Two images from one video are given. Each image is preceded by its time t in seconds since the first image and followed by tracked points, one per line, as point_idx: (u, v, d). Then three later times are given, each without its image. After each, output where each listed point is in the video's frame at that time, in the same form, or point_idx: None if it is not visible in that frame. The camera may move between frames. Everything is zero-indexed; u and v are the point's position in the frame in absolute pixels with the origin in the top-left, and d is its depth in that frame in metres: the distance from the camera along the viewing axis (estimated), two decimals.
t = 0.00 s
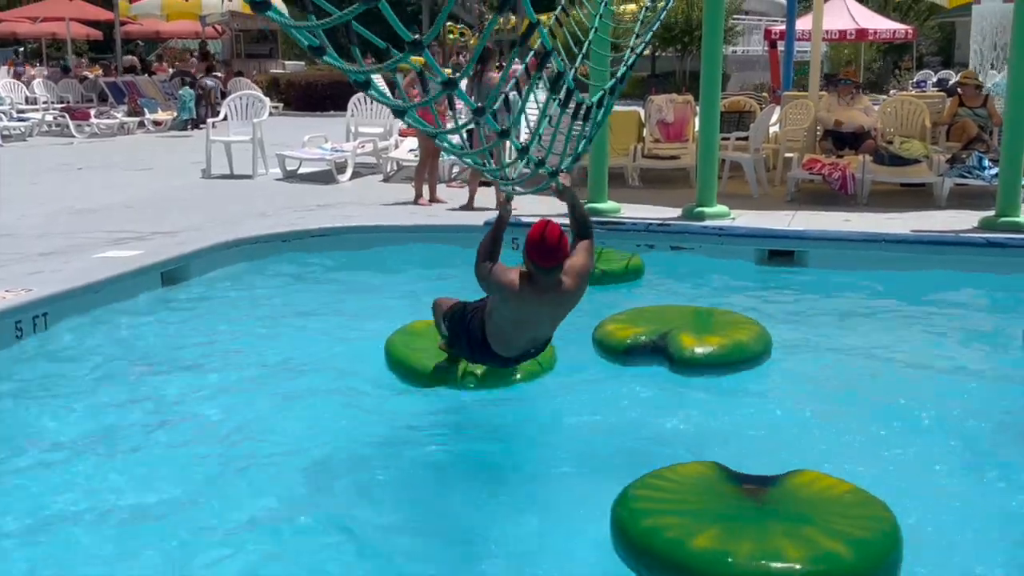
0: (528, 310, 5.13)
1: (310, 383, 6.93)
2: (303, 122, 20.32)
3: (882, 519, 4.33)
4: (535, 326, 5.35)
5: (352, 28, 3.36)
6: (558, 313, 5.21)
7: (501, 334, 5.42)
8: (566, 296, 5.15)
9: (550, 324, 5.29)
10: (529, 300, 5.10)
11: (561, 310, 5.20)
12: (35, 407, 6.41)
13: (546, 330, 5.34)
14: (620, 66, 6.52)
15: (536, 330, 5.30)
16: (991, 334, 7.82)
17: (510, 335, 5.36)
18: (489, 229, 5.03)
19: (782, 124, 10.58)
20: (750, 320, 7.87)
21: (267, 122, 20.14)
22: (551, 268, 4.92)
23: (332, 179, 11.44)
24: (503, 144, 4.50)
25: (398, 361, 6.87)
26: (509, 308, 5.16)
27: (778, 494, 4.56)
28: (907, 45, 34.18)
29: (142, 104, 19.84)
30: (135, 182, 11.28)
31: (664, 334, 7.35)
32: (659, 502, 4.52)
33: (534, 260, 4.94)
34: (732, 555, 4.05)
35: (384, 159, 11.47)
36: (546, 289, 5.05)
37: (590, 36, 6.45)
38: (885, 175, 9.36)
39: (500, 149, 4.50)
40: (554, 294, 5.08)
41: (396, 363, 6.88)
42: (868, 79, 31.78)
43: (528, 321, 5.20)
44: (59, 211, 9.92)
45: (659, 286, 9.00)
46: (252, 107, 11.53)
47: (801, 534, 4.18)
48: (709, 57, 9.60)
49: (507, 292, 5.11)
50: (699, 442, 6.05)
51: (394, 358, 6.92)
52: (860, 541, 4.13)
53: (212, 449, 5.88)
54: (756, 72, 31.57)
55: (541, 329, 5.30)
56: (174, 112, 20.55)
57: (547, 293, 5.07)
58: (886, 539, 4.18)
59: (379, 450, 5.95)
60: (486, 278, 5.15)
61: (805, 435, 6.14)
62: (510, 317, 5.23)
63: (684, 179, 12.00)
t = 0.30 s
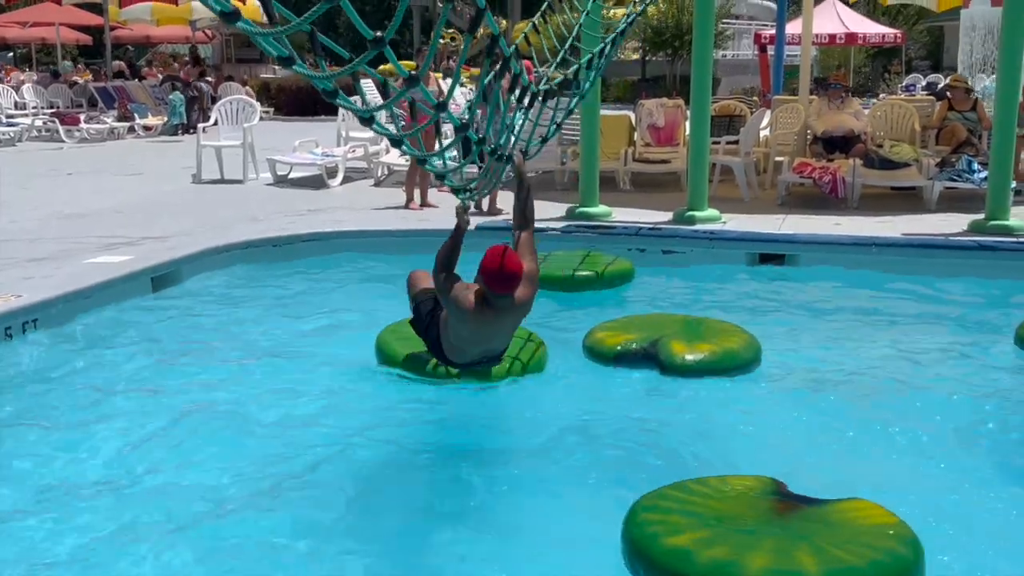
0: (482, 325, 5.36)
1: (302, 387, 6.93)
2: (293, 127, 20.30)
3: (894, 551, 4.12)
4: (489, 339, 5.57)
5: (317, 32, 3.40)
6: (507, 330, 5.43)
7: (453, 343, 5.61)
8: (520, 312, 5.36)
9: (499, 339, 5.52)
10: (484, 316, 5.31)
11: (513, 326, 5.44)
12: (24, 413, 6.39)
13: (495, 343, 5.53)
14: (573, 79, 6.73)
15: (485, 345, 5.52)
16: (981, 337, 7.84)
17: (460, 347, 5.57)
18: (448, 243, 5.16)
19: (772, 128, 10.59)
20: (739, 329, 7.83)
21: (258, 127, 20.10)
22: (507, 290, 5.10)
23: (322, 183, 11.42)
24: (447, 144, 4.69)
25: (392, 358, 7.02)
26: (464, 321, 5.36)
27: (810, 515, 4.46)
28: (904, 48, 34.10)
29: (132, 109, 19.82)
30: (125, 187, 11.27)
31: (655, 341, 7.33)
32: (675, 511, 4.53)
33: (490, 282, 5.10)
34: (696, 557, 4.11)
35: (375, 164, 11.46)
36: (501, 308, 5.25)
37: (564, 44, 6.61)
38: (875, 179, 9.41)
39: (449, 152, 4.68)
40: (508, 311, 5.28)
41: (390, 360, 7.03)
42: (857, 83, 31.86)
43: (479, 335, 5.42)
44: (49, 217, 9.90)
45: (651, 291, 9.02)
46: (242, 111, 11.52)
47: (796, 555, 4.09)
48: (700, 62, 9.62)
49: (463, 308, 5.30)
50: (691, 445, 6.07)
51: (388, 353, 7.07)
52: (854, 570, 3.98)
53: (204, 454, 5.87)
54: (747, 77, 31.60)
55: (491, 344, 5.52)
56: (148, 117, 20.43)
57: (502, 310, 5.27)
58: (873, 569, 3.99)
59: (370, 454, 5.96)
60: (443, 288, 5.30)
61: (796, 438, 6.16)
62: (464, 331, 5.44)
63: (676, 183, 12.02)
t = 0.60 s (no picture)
0: (439, 314, 6.08)
1: (298, 393, 6.94)
2: (285, 132, 20.28)
3: None
4: (448, 334, 6.22)
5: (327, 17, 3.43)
6: (471, 334, 6.26)
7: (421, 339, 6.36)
8: (475, 310, 6.07)
9: (465, 340, 6.28)
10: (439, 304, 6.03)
11: (475, 327, 6.20)
12: (16, 420, 6.36)
13: (461, 348, 6.35)
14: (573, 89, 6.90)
15: (452, 345, 6.31)
16: (972, 341, 7.87)
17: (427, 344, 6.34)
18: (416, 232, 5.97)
19: (764, 133, 10.67)
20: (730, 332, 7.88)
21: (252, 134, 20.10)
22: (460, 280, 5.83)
23: (314, 190, 11.40)
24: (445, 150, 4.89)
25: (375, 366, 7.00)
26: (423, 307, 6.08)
27: (832, 534, 4.45)
28: (885, 55, 34.34)
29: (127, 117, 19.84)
30: (116, 193, 11.24)
31: (647, 340, 7.37)
32: (699, 516, 4.66)
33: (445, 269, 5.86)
34: (676, 560, 4.25)
35: (367, 171, 11.45)
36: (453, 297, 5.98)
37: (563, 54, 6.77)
38: (866, 184, 9.40)
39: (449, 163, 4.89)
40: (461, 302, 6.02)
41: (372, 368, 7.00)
42: (847, 88, 31.95)
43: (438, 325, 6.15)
44: (39, 223, 9.86)
45: (645, 296, 9.05)
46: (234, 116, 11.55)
47: (774, 569, 4.13)
48: (692, 68, 9.63)
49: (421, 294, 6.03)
50: (687, 448, 6.10)
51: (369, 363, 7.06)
52: None
53: (198, 459, 5.85)
54: (738, 83, 31.60)
55: (456, 345, 6.31)
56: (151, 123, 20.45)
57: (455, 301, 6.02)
58: None
59: (367, 458, 5.97)
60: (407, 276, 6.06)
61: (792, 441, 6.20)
62: (425, 319, 6.16)
63: (667, 188, 12.06)
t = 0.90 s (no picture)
0: (454, 302, 4.84)
1: (233, 433, 5.54)
2: (262, 112, 18.75)
3: None
4: (459, 330, 5.00)
5: None
6: (486, 332, 5.07)
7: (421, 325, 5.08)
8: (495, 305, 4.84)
9: (477, 337, 5.08)
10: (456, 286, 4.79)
11: (495, 324, 5.00)
12: None
13: (471, 346, 5.15)
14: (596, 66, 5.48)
15: (461, 341, 5.10)
16: None
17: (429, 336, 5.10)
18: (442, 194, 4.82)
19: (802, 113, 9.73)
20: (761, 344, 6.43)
21: (191, 114, 18.47)
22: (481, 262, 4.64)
23: (267, 180, 10.20)
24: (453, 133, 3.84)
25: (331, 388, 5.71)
26: (435, 288, 4.84)
27: None
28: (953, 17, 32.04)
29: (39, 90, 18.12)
30: (45, 186, 9.76)
31: (660, 360, 5.95)
32: None
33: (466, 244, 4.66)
34: None
35: (330, 157, 10.32)
36: (475, 284, 4.76)
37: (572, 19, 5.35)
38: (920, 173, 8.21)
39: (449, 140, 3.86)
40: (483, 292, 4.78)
41: (327, 393, 5.71)
42: (899, 61, 30.04)
43: (451, 315, 4.91)
44: None
45: (661, 300, 7.61)
46: (172, 95, 10.80)
47: None
48: (714, 37, 8.17)
49: (437, 272, 4.81)
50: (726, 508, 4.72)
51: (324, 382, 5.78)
52: None
53: (77, 550, 4.40)
54: (765, 52, 29.71)
55: (466, 342, 5.10)
56: (65, 102, 18.71)
57: (477, 288, 4.78)
58: None
59: (311, 535, 4.57)
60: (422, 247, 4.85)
61: (861, 497, 4.82)
62: (435, 305, 4.92)
63: (683, 176, 10.62)
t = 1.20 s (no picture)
0: (527, 353, 4.37)
1: (205, 457, 5.20)
2: (248, 112, 18.38)
3: None
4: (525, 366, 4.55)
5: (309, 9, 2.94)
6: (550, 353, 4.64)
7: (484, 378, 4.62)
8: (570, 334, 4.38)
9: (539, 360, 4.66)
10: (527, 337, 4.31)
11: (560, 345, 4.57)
12: None
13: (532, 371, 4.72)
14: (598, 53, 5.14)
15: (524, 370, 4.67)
16: None
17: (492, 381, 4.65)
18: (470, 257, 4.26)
19: (806, 114, 9.56)
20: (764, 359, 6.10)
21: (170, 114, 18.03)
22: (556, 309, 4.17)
23: (248, 183, 9.93)
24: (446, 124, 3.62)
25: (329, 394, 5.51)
26: (502, 346, 4.36)
27: None
28: (955, 15, 31.74)
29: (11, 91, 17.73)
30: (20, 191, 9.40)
31: (659, 368, 5.60)
32: None
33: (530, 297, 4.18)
34: None
35: (314, 159, 10.10)
36: (548, 329, 4.29)
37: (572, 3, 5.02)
38: (930, 176, 8.08)
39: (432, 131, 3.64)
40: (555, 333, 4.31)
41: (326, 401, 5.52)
42: (906, 58, 29.67)
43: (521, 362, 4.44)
44: None
45: (659, 309, 7.28)
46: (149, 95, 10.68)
47: None
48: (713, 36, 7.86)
49: (501, 329, 4.32)
50: (732, 538, 4.40)
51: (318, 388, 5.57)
52: None
53: None
54: (767, 49, 29.41)
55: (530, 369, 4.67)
56: (38, 101, 18.27)
57: (549, 332, 4.29)
58: None
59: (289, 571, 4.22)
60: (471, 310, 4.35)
61: (878, 523, 4.50)
62: (499, 358, 4.44)
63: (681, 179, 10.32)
